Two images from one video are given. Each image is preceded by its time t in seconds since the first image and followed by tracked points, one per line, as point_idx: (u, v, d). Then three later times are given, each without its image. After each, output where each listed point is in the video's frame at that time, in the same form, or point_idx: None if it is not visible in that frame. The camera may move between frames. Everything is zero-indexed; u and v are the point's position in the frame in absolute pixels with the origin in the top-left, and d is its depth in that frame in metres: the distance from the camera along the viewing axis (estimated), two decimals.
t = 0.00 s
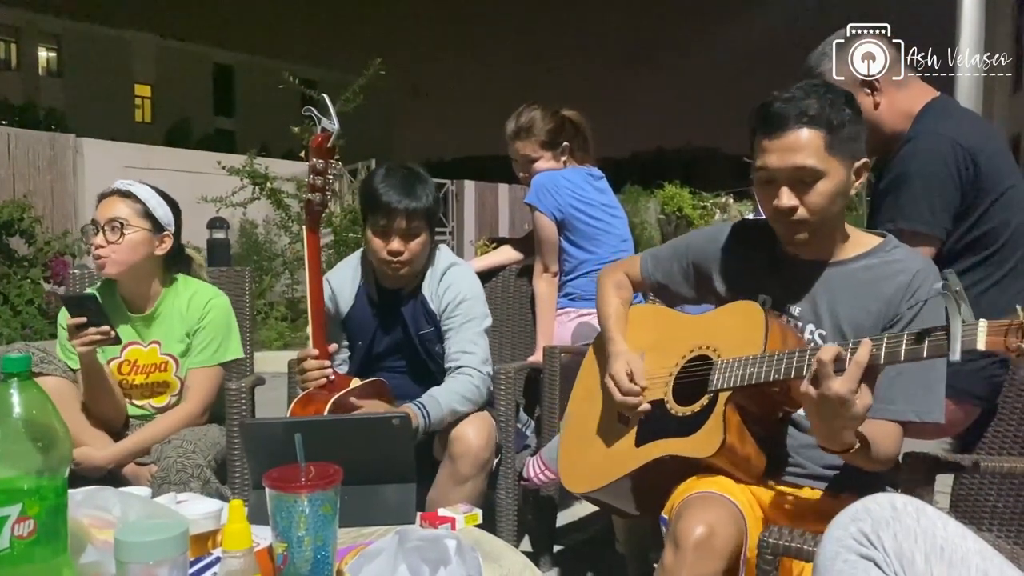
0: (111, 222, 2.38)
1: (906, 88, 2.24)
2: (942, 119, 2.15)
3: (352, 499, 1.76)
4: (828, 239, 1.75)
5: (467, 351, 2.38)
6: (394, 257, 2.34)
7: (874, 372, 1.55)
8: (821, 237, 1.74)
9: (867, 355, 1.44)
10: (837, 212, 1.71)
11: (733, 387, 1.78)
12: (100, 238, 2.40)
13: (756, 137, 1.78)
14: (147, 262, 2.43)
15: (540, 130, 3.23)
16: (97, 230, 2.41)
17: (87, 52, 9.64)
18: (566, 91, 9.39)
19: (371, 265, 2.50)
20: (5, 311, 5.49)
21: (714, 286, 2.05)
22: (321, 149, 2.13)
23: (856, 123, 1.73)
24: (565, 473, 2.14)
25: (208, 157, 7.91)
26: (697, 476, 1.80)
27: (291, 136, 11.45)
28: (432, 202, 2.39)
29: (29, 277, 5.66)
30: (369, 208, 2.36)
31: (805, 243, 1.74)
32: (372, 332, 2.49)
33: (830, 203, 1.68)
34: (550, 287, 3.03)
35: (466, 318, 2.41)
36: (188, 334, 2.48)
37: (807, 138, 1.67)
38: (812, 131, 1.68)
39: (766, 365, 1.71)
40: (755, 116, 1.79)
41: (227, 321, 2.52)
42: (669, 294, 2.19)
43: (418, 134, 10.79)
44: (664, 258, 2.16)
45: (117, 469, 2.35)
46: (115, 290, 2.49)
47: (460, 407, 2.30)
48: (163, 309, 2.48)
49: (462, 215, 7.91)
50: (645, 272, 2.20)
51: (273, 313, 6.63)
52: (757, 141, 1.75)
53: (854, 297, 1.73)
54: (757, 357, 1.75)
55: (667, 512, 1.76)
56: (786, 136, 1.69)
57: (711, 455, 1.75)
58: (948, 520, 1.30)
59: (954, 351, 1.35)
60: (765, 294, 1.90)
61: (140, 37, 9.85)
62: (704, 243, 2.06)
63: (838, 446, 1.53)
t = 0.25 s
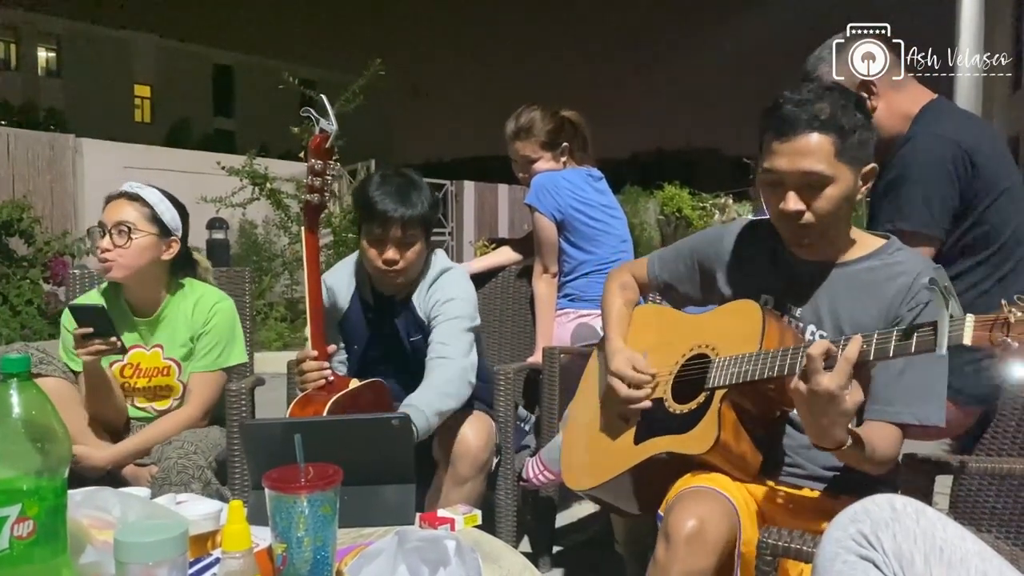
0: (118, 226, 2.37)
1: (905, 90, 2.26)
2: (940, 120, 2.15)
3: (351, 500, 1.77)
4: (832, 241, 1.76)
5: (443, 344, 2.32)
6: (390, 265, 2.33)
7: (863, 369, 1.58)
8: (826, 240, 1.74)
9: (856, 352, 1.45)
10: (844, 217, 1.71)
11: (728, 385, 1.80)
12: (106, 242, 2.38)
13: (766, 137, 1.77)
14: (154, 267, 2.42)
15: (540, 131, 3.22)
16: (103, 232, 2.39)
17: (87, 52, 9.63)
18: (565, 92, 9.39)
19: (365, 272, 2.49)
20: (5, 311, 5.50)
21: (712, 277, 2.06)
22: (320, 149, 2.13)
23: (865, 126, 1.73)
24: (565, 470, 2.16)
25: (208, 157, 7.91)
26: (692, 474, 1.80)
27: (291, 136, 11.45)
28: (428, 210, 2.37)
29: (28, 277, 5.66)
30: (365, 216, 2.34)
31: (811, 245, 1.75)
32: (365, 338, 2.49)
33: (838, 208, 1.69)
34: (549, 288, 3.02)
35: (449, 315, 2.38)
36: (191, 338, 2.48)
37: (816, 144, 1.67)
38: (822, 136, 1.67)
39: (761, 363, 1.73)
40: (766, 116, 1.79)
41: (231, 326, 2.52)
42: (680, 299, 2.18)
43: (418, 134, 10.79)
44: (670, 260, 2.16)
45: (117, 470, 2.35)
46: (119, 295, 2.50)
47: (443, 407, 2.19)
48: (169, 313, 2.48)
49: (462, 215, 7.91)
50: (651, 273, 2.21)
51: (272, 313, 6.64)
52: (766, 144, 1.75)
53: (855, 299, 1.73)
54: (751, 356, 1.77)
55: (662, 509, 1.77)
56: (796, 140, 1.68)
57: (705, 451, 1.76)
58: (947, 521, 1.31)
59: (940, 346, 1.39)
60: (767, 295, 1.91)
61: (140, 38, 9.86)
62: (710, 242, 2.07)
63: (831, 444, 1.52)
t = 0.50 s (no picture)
0: (118, 230, 2.38)
1: (904, 91, 2.26)
2: (938, 122, 2.15)
3: (350, 501, 1.76)
4: (833, 239, 1.76)
5: (436, 356, 2.30)
6: (384, 279, 2.33)
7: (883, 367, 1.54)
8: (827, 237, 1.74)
9: (878, 348, 1.44)
10: (844, 214, 1.71)
11: (737, 387, 1.79)
12: (107, 246, 2.39)
13: (767, 134, 1.78)
14: (154, 271, 2.43)
15: (540, 132, 3.21)
16: (104, 236, 2.40)
17: (87, 52, 9.64)
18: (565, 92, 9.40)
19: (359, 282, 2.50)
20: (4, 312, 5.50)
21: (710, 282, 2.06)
22: (311, 152, 2.13)
23: (865, 126, 1.73)
24: (563, 476, 2.15)
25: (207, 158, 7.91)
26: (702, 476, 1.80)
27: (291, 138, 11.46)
28: (419, 220, 2.35)
29: (28, 277, 5.66)
30: (356, 230, 2.31)
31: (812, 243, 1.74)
32: (357, 347, 2.51)
33: (840, 204, 1.69)
34: (549, 289, 3.03)
35: (442, 325, 2.36)
36: (191, 342, 2.47)
37: (819, 139, 1.67)
38: (825, 131, 1.68)
39: (772, 364, 1.71)
40: (767, 112, 1.79)
41: (232, 330, 2.52)
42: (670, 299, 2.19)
43: (417, 135, 10.78)
44: (660, 262, 2.17)
45: (117, 471, 2.35)
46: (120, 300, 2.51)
47: (440, 419, 2.18)
48: (170, 316, 2.48)
49: (461, 217, 7.91)
50: (640, 276, 2.22)
51: (271, 314, 6.65)
52: (769, 137, 1.75)
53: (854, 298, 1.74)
54: (761, 356, 1.74)
55: (672, 512, 1.76)
56: (798, 134, 1.69)
57: (716, 454, 1.75)
58: (946, 522, 1.31)
59: (967, 342, 1.35)
60: (765, 295, 1.91)
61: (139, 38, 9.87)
62: (708, 239, 2.06)
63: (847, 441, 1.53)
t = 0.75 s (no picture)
0: (107, 230, 2.37)
1: (899, 97, 2.29)
2: (936, 125, 2.15)
3: (349, 502, 1.77)
4: (831, 234, 1.78)
5: (436, 358, 2.29)
6: (383, 285, 2.33)
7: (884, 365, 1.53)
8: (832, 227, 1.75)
9: (878, 346, 1.43)
10: (846, 204, 1.75)
11: (735, 389, 1.79)
12: (96, 246, 2.39)
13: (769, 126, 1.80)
14: (145, 271, 2.42)
15: (539, 133, 3.22)
16: (94, 237, 2.40)
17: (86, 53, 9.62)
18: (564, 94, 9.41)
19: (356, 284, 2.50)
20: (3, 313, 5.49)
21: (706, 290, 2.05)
22: (311, 153, 2.12)
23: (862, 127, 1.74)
24: (562, 482, 2.14)
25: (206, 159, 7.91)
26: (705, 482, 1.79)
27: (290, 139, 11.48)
28: (418, 225, 2.35)
29: (27, 278, 5.65)
30: (355, 236, 2.31)
31: (816, 234, 1.75)
32: (352, 349, 2.51)
33: (845, 192, 1.72)
34: (548, 289, 3.04)
35: (443, 327, 2.36)
36: (186, 342, 2.47)
37: (825, 124, 1.71)
38: (834, 119, 1.72)
39: (772, 365, 1.71)
40: (768, 106, 1.81)
41: (227, 329, 2.51)
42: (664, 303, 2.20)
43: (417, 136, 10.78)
44: (654, 267, 2.18)
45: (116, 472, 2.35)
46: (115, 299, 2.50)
47: (438, 418, 2.18)
48: (164, 316, 2.48)
49: (460, 218, 7.91)
50: (635, 283, 2.24)
51: (270, 315, 6.66)
52: (774, 125, 1.77)
53: (852, 295, 1.75)
54: (761, 357, 1.75)
55: (676, 519, 1.75)
56: (809, 120, 1.72)
57: (717, 457, 1.74)
58: (945, 523, 1.31)
59: (968, 341, 1.34)
60: (761, 297, 1.90)
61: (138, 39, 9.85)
62: (699, 244, 2.06)
63: (852, 438, 1.53)
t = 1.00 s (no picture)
0: (100, 229, 2.37)
1: (896, 99, 2.30)
2: (934, 127, 2.15)
3: (349, 503, 1.77)
4: (831, 234, 1.77)
5: (434, 356, 2.29)
6: (384, 285, 2.33)
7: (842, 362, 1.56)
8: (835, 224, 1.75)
9: (834, 341, 1.43)
10: (850, 205, 1.74)
11: (716, 385, 1.80)
12: (91, 247, 2.39)
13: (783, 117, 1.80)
14: (141, 267, 2.42)
15: (538, 131, 3.22)
16: (86, 238, 2.40)
17: (84, 53, 9.61)
18: (563, 95, 9.42)
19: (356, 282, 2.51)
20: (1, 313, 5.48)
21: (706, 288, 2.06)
22: (314, 153, 2.13)
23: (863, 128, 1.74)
24: (563, 480, 2.14)
25: (205, 160, 7.91)
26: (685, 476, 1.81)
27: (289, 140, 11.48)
28: (418, 225, 2.35)
29: (26, 279, 5.65)
30: (355, 235, 2.31)
31: (816, 229, 1.74)
32: (350, 350, 2.50)
33: (852, 191, 1.72)
34: (553, 291, 3.03)
35: (440, 326, 2.36)
36: (183, 338, 2.47)
37: (838, 119, 1.72)
38: (848, 115, 1.72)
39: (749, 362, 1.72)
40: (787, 97, 1.82)
41: (222, 325, 2.51)
42: (670, 308, 2.19)
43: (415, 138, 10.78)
44: (661, 266, 2.17)
45: (112, 472, 2.33)
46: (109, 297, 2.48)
47: (437, 413, 2.18)
48: (159, 313, 2.47)
49: (459, 219, 7.91)
50: (642, 282, 2.22)
51: (269, 317, 6.65)
52: (789, 115, 1.77)
53: (845, 296, 1.75)
54: (739, 356, 1.76)
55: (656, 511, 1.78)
56: (824, 113, 1.72)
57: (693, 451, 1.76)
58: (945, 526, 1.31)
59: (915, 331, 1.36)
60: (758, 296, 1.90)
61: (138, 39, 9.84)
62: (701, 244, 2.07)
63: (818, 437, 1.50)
